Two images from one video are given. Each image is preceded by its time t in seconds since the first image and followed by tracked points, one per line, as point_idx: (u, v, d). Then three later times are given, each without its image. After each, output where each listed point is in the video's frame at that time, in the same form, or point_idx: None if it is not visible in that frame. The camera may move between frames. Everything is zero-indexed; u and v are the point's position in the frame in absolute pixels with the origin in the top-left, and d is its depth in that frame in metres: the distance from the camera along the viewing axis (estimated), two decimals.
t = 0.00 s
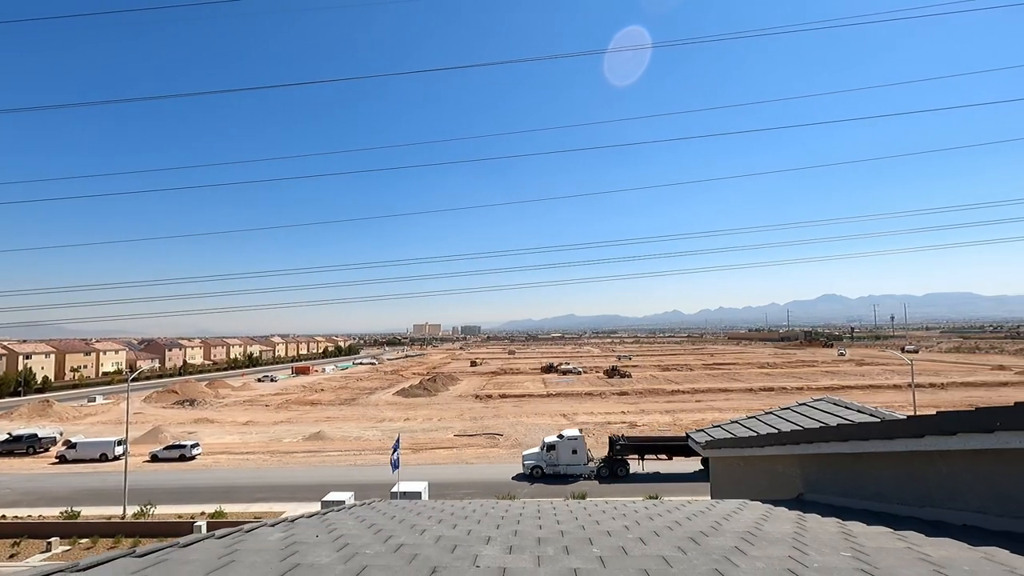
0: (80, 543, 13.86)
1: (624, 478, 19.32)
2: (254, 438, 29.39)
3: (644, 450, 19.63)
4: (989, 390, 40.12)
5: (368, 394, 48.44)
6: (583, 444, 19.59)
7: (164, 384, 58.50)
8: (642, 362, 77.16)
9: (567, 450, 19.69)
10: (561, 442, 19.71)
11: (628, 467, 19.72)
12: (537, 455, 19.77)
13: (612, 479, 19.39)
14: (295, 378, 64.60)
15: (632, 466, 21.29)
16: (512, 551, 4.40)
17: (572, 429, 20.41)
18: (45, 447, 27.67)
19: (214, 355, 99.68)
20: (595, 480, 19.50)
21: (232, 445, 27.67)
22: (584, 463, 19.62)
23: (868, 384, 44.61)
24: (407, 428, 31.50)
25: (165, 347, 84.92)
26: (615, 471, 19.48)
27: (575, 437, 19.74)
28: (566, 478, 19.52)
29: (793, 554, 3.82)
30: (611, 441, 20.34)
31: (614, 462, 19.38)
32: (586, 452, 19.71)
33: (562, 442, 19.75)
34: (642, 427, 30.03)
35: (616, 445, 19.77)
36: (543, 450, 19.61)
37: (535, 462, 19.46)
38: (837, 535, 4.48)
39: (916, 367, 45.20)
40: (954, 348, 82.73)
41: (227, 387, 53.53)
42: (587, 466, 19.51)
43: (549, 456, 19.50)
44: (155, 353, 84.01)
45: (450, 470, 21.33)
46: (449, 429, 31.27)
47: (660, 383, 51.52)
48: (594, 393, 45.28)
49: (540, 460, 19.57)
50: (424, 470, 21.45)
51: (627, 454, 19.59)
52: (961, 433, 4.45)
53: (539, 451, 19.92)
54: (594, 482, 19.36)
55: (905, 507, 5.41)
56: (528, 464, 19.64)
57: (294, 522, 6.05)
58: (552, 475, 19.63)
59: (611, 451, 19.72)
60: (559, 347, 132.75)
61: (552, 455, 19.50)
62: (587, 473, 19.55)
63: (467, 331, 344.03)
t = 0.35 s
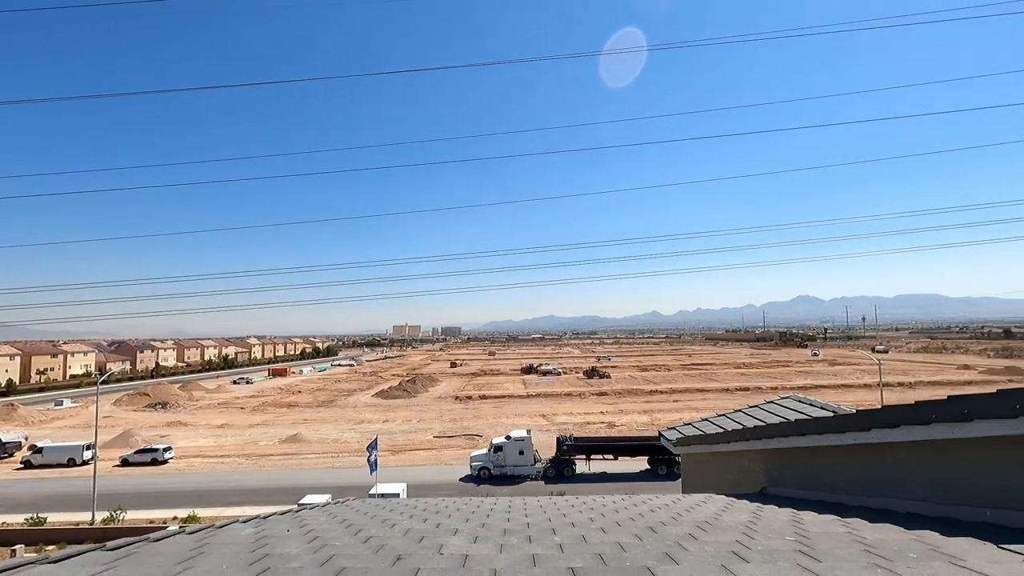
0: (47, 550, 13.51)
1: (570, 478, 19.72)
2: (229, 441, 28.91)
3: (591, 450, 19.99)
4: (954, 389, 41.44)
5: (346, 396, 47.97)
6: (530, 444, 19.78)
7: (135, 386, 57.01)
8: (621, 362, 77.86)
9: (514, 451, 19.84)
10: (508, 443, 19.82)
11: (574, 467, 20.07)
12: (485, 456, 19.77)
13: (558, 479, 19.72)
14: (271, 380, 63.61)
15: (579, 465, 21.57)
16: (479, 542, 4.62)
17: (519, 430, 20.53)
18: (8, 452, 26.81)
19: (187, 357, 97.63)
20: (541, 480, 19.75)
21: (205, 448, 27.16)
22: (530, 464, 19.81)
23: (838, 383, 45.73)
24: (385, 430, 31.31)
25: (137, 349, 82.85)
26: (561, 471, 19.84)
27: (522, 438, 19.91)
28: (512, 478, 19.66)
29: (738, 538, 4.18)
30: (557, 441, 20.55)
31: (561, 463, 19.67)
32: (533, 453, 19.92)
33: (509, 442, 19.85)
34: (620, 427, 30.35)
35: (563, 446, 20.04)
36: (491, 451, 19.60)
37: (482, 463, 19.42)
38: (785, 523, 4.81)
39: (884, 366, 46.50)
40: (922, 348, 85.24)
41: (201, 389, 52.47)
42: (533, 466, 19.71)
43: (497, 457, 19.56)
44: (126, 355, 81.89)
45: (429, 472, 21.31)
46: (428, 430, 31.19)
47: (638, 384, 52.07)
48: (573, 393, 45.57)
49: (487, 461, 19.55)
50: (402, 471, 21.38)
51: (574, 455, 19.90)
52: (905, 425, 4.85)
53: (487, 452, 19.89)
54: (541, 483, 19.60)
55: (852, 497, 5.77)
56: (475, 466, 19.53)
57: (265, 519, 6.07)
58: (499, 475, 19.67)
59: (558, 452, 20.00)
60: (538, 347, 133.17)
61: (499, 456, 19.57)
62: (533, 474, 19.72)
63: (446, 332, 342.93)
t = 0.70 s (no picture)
0: None
1: (497, 479, 19.74)
2: (177, 447, 27.79)
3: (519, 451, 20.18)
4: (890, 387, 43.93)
5: (302, 398, 46.81)
6: (458, 447, 19.95)
7: (73, 390, 53.99)
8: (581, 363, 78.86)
9: (442, 454, 19.95)
10: (436, 446, 19.94)
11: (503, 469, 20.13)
12: (412, 459, 19.86)
13: (485, 481, 19.74)
14: (221, 382, 61.30)
15: (509, 466, 21.71)
16: (435, 534, 4.97)
17: (448, 433, 20.69)
18: None
19: (131, 359, 92.98)
20: (469, 482, 19.78)
21: (151, 454, 26.03)
22: (458, 466, 19.94)
23: (786, 382, 47.72)
24: (343, 432, 30.79)
25: (75, 351, 78.33)
26: (489, 473, 19.86)
27: (450, 440, 20.06)
28: (440, 481, 19.72)
29: (675, 531, 4.61)
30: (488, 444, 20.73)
31: (489, 464, 19.71)
32: (461, 455, 20.08)
33: (437, 445, 20.00)
34: (579, 427, 30.84)
35: (491, 447, 20.16)
36: (417, 454, 19.75)
37: (408, 466, 19.51)
38: (722, 516, 5.29)
39: (828, 366, 48.85)
40: (862, 349, 89.59)
41: (146, 393, 50.11)
42: (460, 468, 19.83)
43: (424, 459, 19.67)
44: (62, 358, 77.30)
45: (388, 474, 21.13)
46: (387, 432, 30.87)
47: (596, 384, 52.94)
48: (533, 394, 45.93)
49: (414, 464, 19.67)
50: (360, 474, 21.12)
51: (503, 456, 20.01)
52: (828, 420, 5.44)
53: (415, 456, 20.01)
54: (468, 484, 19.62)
55: (788, 488, 6.33)
56: (401, 468, 19.67)
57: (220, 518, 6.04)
58: (426, 479, 19.71)
59: (486, 453, 20.11)
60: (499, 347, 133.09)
61: (426, 458, 19.68)
62: (460, 476, 19.74)
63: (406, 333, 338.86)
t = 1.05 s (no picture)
0: None
1: (410, 481, 19.75)
2: (97, 455, 25.97)
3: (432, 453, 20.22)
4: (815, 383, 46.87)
5: (238, 401, 44.81)
6: (369, 450, 19.80)
7: None
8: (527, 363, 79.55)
9: (352, 458, 19.71)
10: (346, 450, 19.69)
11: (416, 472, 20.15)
12: (321, 464, 19.53)
13: (397, 483, 19.72)
14: (147, 385, 57.69)
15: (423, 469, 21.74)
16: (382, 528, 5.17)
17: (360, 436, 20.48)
18: None
19: (44, 361, 85.80)
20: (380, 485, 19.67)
21: (68, 463, 24.20)
22: (369, 469, 19.77)
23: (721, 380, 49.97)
24: (281, 436, 29.73)
25: None
26: (401, 476, 19.84)
27: (361, 444, 19.86)
28: (349, 486, 19.49)
29: (606, 518, 5.01)
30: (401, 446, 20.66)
31: (401, 467, 19.69)
32: (373, 458, 19.93)
33: (348, 448, 19.75)
34: (524, 426, 31.15)
35: (403, 450, 20.16)
36: (326, 458, 19.43)
37: (316, 471, 19.18)
38: (651, 502, 5.68)
39: (759, 364, 51.57)
40: (790, 348, 94.87)
41: (61, 397, 46.48)
42: (372, 472, 19.68)
43: (333, 464, 19.36)
44: None
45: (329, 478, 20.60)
46: (329, 435, 30.06)
47: (542, 383, 53.57)
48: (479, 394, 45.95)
49: (323, 469, 19.35)
50: (300, 479, 20.48)
51: (416, 458, 20.02)
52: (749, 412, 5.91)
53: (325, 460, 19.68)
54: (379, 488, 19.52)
55: (714, 477, 6.80)
56: (310, 474, 19.30)
57: (162, 523, 6.01)
58: (335, 484, 19.43)
59: (399, 456, 20.07)
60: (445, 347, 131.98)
61: (336, 463, 19.41)
62: (371, 480, 19.59)
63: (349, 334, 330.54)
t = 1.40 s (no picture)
0: None
1: (306, 488, 19.34)
2: None
3: (333, 457, 19.68)
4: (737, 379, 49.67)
5: (153, 405, 41.82)
6: (263, 457, 19.05)
7: None
8: (464, 362, 79.23)
9: (244, 465, 18.91)
10: (237, 457, 18.84)
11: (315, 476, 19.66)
12: (208, 473, 18.56)
13: (293, 490, 19.21)
14: (47, 391, 52.62)
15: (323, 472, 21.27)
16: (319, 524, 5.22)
17: (254, 441, 19.62)
18: None
19: None
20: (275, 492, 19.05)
21: None
22: (262, 476, 19.07)
23: (651, 377, 51.91)
24: (203, 442, 28.07)
25: None
26: (298, 482, 19.31)
27: (254, 451, 19.03)
28: (240, 494, 18.73)
29: (537, 502, 5.25)
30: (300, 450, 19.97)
31: (297, 474, 19.15)
32: (267, 465, 19.21)
33: (239, 456, 18.92)
34: (460, 425, 31.08)
35: (301, 455, 19.51)
36: (214, 467, 18.49)
37: (203, 481, 18.26)
38: (583, 488, 6.03)
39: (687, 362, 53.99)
40: (716, 346, 99.90)
41: None
42: (266, 479, 19.00)
43: (221, 473, 18.48)
44: None
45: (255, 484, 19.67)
46: (255, 439, 28.70)
47: (479, 382, 53.55)
48: (416, 394, 45.31)
49: (210, 478, 18.42)
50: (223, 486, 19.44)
51: (314, 464, 19.48)
52: (669, 403, 6.27)
53: (213, 468, 18.72)
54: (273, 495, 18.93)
55: (638, 465, 7.16)
56: (195, 484, 18.34)
57: (82, 533, 5.75)
58: (224, 493, 18.61)
59: (297, 462, 19.44)
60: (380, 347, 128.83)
61: (225, 471, 18.53)
62: (263, 488, 18.91)
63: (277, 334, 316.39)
